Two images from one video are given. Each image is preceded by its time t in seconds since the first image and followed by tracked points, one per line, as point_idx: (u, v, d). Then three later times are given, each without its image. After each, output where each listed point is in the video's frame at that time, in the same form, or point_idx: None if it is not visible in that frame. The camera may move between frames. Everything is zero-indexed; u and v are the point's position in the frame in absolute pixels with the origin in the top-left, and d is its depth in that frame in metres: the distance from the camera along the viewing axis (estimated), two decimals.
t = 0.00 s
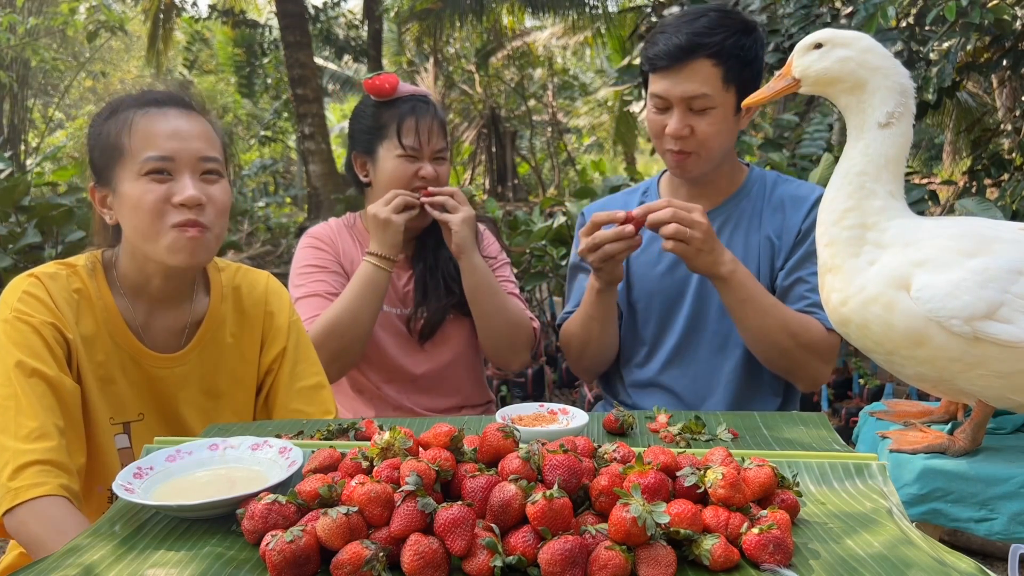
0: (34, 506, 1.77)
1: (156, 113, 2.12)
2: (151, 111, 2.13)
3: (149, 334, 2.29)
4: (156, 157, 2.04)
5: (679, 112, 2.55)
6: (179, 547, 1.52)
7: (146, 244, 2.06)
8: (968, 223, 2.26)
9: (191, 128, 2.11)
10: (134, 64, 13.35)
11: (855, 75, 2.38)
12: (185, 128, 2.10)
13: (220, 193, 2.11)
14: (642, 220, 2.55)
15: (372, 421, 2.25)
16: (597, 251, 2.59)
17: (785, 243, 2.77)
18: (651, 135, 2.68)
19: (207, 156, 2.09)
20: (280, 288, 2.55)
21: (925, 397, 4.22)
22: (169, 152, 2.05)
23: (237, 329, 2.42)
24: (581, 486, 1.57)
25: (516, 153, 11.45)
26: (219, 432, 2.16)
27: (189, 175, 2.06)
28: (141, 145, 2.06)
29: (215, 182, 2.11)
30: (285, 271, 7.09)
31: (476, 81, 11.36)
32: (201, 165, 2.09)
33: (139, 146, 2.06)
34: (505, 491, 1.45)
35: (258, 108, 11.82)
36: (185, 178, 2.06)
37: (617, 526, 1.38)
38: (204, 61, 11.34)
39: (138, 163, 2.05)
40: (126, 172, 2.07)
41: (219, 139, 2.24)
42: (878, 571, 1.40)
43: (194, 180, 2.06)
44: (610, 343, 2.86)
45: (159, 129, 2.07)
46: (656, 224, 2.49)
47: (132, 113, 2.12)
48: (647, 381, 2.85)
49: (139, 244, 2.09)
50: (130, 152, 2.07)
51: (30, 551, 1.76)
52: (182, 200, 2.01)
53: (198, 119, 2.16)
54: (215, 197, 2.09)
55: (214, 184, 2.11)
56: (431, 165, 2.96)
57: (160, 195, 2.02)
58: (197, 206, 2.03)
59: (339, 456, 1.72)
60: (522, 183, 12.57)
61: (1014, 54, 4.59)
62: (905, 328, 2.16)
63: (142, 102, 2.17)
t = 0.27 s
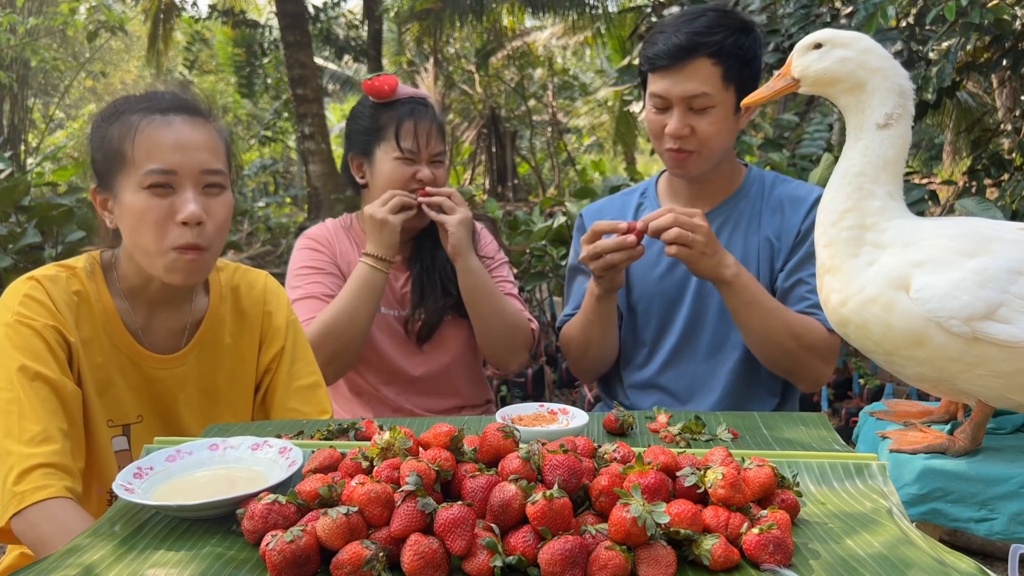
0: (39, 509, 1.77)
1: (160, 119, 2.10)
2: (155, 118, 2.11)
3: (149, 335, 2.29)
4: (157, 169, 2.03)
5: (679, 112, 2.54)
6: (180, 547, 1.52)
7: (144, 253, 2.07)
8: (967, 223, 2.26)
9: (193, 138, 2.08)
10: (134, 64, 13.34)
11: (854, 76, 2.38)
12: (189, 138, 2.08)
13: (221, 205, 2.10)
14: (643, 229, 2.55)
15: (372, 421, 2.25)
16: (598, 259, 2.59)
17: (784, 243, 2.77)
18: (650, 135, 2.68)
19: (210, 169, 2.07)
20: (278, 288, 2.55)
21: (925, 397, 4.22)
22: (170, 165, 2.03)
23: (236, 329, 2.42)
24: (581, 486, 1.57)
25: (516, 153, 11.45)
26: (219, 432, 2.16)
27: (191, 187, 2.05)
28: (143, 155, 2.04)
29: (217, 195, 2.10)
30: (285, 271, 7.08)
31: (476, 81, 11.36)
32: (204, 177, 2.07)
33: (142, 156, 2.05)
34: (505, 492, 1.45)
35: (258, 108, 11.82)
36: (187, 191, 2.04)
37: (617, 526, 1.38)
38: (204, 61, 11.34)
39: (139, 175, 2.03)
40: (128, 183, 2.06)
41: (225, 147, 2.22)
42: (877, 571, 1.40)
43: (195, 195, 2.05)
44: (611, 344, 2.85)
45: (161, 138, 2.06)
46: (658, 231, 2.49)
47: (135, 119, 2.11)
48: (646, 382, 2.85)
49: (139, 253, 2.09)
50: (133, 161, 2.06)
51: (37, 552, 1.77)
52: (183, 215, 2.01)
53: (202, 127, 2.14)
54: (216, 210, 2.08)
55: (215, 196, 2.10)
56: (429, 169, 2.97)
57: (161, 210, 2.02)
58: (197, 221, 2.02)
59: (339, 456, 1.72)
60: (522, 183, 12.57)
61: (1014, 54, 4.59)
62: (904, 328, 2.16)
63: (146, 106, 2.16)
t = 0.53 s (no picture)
0: (49, 506, 1.76)
1: (160, 122, 2.10)
2: (154, 120, 2.10)
3: (151, 335, 2.29)
4: (156, 172, 2.02)
5: (673, 118, 2.54)
6: (180, 547, 1.52)
7: (145, 255, 2.07)
8: (967, 223, 2.26)
9: (192, 140, 2.07)
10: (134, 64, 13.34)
11: (853, 77, 2.38)
12: (189, 139, 2.07)
13: (221, 207, 2.10)
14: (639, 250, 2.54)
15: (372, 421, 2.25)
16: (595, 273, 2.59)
17: (782, 246, 2.77)
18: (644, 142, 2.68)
19: (210, 171, 2.07)
20: (278, 288, 2.55)
21: (925, 397, 4.22)
22: (170, 168, 2.03)
23: (237, 330, 2.42)
24: (581, 486, 1.57)
25: (516, 153, 11.45)
26: (220, 432, 2.16)
27: (191, 191, 2.05)
28: (142, 158, 2.04)
29: (217, 197, 2.10)
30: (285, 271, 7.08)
31: (475, 81, 11.36)
32: (204, 180, 2.07)
33: (141, 158, 2.05)
34: (505, 491, 1.45)
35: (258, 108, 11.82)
36: (186, 194, 2.04)
37: (617, 526, 1.38)
38: (204, 61, 11.34)
39: (139, 177, 2.03)
40: (128, 185, 2.06)
41: (225, 147, 2.22)
42: (877, 571, 1.40)
43: (195, 197, 2.05)
44: (610, 347, 2.85)
45: (161, 140, 2.05)
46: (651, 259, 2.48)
47: (134, 120, 2.11)
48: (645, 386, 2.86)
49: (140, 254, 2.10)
50: (132, 163, 2.06)
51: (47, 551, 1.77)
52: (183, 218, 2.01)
53: (203, 128, 2.14)
54: (217, 212, 2.08)
55: (216, 198, 2.10)
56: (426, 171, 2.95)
57: (161, 212, 2.03)
58: (198, 223, 2.02)
59: (339, 456, 1.72)
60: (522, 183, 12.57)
61: (1014, 54, 4.59)
62: (904, 329, 2.16)
63: (146, 108, 2.16)
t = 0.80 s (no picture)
0: (50, 506, 1.77)
1: (167, 125, 2.10)
2: (162, 123, 2.10)
3: (153, 335, 2.29)
4: (162, 176, 2.02)
5: (667, 119, 2.54)
6: (180, 547, 1.52)
7: (150, 259, 2.07)
8: (967, 223, 2.27)
9: (199, 144, 2.07)
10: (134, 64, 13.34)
11: (853, 76, 2.39)
12: (195, 143, 2.07)
13: (227, 212, 2.11)
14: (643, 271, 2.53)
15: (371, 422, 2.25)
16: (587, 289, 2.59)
17: (777, 246, 2.77)
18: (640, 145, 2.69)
19: (217, 175, 2.07)
20: (278, 287, 2.56)
21: (925, 397, 4.22)
22: (176, 172, 2.03)
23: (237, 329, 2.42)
24: (581, 486, 1.57)
25: (516, 153, 11.45)
26: (220, 432, 2.16)
27: (198, 196, 2.05)
28: (150, 162, 2.04)
29: (224, 202, 2.11)
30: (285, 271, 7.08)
31: (475, 81, 11.36)
32: (211, 184, 2.07)
33: (149, 162, 2.05)
34: (505, 491, 1.45)
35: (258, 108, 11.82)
36: (194, 198, 2.04)
37: (617, 526, 1.38)
38: (204, 61, 11.35)
39: (145, 180, 2.03)
40: (134, 188, 2.06)
41: (230, 148, 2.22)
42: (877, 571, 1.40)
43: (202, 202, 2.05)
44: (608, 349, 2.84)
45: (168, 144, 2.05)
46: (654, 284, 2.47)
47: (141, 123, 2.11)
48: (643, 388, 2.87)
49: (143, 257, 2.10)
50: (140, 166, 2.06)
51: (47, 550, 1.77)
52: (190, 223, 2.01)
53: (210, 131, 2.13)
54: (223, 216, 2.09)
55: (222, 202, 2.10)
56: (417, 171, 2.91)
57: (168, 218, 2.03)
58: (205, 228, 2.02)
59: (338, 456, 1.72)
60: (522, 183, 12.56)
61: (1013, 54, 4.59)
62: (905, 329, 2.17)
63: (152, 110, 2.15)
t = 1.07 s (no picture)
0: (43, 505, 1.76)
1: (170, 127, 2.09)
2: (165, 125, 2.10)
3: (155, 332, 2.30)
4: (166, 178, 2.02)
5: (663, 114, 2.54)
6: (180, 547, 1.52)
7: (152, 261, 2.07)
8: (968, 222, 2.27)
9: (203, 147, 2.07)
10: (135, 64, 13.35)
11: (853, 75, 2.39)
12: (198, 145, 2.07)
13: (230, 214, 2.11)
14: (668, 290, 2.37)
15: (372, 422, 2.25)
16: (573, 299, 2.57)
17: (771, 244, 2.77)
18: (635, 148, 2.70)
19: (220, 177, 2.07)
20: (276, 285, 2.56)
21: (925, 397, 4.22)
22: (180, 174, 2.03)
23: (237, 326, 2.42)
24: (581, 486, 1.57)
25: (516, 153, 11.46)
26: (219, 432, 2.16)
27: (201, 199, 2.05)
28: (154, 163, 2.04)
29: (226, 204, 2.11)
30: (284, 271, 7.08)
31: (475, 81, 11.35)
32: (214, 187, 2.07)
33: (153, 164, 2.04)
34: (505, 491, 1.45)
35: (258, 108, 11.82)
36: (197, 201, 2.05)
37: (617, 526, 1.38)
38: (205, 61, 11.35)
39: (149, 182, 2.03)
40: (137, 189, 2.05)
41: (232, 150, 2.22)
42: (877, 571, 1.40)
43: (205, 205, 2.05)
44: (602, 353, 2.84)
45: (171, 147, 2.05)
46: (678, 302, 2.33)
47: (143, 125, 2.11)
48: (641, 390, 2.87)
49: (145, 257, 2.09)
50: (143, 168, 2.05)
51: (40, 549, 1.76)
52: (194, 225, 2.01)
53: (213, 133, 2.13)
54: (226, 218, 2.09)
55: (225, 204, 2.11)
56: (403, 181, 2.87)
57: (172, 220, 2.03)
58: (209, 231, 2.03)
59: (338, 456, 1.72)
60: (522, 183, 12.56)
61: (1013, 53, 4.58)
62: (906, 329, 2.17)
63: (156, 112, 2.15)
